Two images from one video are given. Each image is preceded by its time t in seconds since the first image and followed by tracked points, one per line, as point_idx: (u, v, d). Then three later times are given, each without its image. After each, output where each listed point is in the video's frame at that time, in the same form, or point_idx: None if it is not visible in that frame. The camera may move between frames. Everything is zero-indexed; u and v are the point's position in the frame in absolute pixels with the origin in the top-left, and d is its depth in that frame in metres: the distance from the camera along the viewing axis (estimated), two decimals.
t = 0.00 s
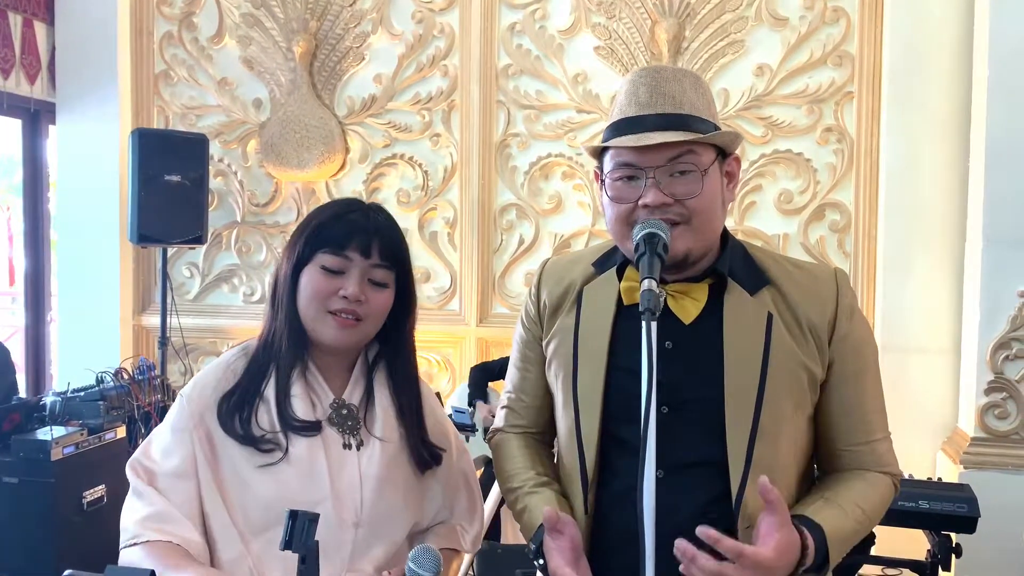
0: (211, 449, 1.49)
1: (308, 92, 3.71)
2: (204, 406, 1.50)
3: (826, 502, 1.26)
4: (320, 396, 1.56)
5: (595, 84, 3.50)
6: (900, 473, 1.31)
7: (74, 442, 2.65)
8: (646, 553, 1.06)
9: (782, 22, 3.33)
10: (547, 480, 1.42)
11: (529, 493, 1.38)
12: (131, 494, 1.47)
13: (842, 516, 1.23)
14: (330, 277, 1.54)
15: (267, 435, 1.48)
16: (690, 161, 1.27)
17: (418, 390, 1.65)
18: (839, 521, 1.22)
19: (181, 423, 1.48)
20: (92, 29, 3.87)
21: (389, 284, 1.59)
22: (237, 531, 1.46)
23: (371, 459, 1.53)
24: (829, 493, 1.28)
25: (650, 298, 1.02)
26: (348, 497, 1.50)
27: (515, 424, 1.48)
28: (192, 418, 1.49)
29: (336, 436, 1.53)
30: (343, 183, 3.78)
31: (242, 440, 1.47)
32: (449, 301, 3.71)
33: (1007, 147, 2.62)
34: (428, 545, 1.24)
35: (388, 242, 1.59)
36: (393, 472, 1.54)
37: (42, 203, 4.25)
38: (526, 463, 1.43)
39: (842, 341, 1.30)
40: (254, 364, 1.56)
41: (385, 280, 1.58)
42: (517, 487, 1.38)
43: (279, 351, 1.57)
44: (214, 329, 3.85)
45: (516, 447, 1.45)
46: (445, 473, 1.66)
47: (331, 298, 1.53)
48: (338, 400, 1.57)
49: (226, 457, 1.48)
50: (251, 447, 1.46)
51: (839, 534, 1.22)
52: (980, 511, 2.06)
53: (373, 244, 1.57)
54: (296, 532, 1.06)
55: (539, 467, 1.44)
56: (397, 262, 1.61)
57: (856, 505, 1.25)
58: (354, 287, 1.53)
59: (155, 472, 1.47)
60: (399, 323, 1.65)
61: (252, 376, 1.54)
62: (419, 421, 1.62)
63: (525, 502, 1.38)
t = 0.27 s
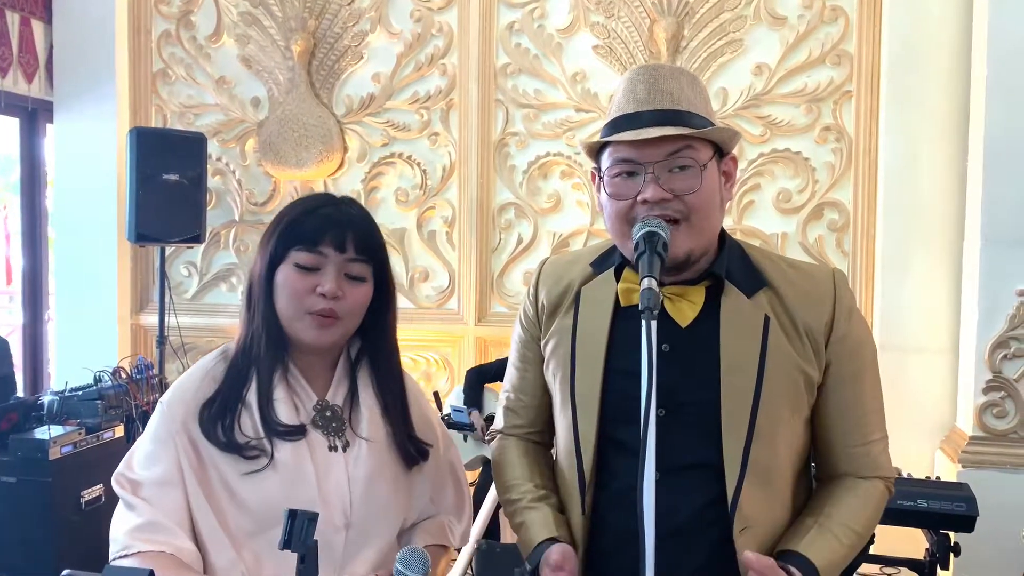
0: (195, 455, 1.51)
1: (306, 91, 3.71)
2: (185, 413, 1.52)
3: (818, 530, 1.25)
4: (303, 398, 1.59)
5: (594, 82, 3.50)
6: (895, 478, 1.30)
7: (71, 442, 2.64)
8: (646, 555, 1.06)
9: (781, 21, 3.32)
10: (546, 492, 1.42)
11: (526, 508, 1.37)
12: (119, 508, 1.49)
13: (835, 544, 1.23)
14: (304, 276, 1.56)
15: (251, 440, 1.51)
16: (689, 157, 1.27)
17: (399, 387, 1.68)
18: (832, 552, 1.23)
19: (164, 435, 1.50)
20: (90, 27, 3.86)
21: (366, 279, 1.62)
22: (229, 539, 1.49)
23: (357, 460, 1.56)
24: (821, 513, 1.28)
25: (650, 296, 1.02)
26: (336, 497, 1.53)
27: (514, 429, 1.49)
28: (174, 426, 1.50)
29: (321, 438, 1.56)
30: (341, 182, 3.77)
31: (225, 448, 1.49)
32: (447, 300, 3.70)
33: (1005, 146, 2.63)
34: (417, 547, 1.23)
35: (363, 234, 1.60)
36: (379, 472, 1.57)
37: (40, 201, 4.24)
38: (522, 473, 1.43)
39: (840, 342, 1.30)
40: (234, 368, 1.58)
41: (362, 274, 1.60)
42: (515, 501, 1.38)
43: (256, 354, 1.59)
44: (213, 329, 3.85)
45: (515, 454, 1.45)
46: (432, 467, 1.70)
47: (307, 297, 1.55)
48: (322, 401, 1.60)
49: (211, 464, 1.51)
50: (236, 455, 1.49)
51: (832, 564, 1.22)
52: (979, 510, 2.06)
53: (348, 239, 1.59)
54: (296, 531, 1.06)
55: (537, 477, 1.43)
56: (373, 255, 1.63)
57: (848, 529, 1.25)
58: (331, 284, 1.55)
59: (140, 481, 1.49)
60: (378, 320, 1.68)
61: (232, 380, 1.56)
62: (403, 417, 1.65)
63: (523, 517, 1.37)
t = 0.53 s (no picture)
0: (178, 468, 1.51)
1: (304, 90, 3.71)
2: (164, 426, 1.52)
3: (814, 547, 1.25)
4: (282, 400, 1.58)
5: (592, 81, 3.49)
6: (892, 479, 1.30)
7: (69, 441, 2.64)
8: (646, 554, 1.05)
9: (779, 20, 3.32)
10: (540, 504, 1.42)
11: (520, 522, 1.38)
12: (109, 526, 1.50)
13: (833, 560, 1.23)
14: (261, 279, 1.56)
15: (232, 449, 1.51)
16: (686, 160, 1.27)
17: (377, 383, 1.67)
18: (829, 569, 1.22)
19: (144, 451, 1.50)
20: (88, 26, 3.86)
21: (326, 270, 1.61)
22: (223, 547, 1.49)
23: (341, 459, 1.55)
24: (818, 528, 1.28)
25: (648, 296, 1.02)
26: (322, 497, 1.52)
27: (513, 430, 1.48)
28: (153, 441, 1.51)
29: (303, 439, 1.55)
30: (340, 181, 3.77)
31: (206, 460, 1.49)
32: (446, 299, 3.70)
33: (1003, 145, 2.63)
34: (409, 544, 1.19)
35: (311, 229, 1.59)
36: (365, 468, 1.56)
37: (37, 201, 4.23)
38: (520, 482, 1.43)
39: (834, 340, 1.30)
40: (207, 377, 1.58)
41: (319, 266, 1.59)
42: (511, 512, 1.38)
43: (227, 361, 1.59)
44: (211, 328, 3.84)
45: (513, 462, 1.45)
46: (424, 457, 1.70)
47: (266, 299, 1.55)
48: (301, 402, 1.59)
49: (195, 475, 1.51)
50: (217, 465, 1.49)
51: None
52: (976, 509, 2.06)
53: (295, 235, 1.58)
54: (292, 531, 1.06)
55: (533, 488, 1.43)
56: (330, 246, 1.62)
57: (843, 541, 1.24)
58: (287, 283, 1.55)
59: (126, 497, 1.48)
60: (347, 316, 1.67)
61: (207, 389, 1.56)
62: (385, 411, 1.65)
63: (517, 530, 1.38)
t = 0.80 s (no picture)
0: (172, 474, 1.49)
1: (302, 89, 3.70)
2: (154, 433, 1.51)
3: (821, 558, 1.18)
4: (272, 402, 1.57)
5: (590, 80, 3.49)
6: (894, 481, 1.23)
7: (67, 440, 2.64)
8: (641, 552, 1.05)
9: (777, 19, 3.32)
10: (538, 511, 1.43)
11: (517, 527, 1.39)
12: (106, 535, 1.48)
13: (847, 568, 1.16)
14: (230, 287, 1.55)
15: (225, 453, 1.50)
16: (675, 153, 1.28)
17: (364, 381, 1.67)
18: None
19: (136, 461, 1.49)
20: (85, 25, 3.85)
21: (297, 267, 1.60)
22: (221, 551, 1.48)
23: (335, 457, 1.55)
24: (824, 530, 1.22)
25: (644, 293, 1.02)
26: (316, 496, 1.52)
27: (519, 431, 1.50)
28: (143, 448, 1.49)
29: (296, 440, 1.54)
30: (337, 180, 3.77)
31: (199, 468, 1.48)
32: (444, 298, 3.70)
33: (1001, 144, 2.63)
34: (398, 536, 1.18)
35: (268, 229, 1.57)
36: (359, 465, 1.56)
37: (35, 200, 4.22)
38: (523, 485, 1.45)
39: (823, 326, 1.28)
40: (193, 382, 1.57)
41: (286, 261, 1.58)
42: (510, 516, 1.39)
43: (212, 366, 1.58)
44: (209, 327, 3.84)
45: (518, 465, 1.47)
46: (420, 450, 1.69)
47: (238, 306, 1.53)
48: (291, 403, 1.58)
49: (189, 480, 1.49)
50: (209, 473, 1.47)
51: None
52: (973, 508, 2.07)
53: (251, 237, 1.56)
54: (288, 530, 1.05)
55: (534, 494, 1.45)
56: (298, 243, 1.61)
57: (854, 547, 1.17)
58: (258, 286, 1.53)
59: (120, 504, 1.47)
60: (328, 314, 1.66)
61: (194, 395, 1.55)
62: (374, 407, 1.64)
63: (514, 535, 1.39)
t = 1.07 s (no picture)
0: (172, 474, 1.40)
1: (300, 87, 3.70)
2: (152, 432, 1.42)
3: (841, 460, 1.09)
4: (275, 401, 1.49)
5: (588, 79, 3.48)
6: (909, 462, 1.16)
7: (64, 439, 2.64)
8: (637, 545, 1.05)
9: (775, 17, 3.32)
10: (539, 504, 1.42)
11: (518, 520, 1.39)
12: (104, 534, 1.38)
13: (866, 470, 1.06)
14: (229, 290, 1.47)
15: (226, 453, 1.40)
16: (669, 135, 1.28)
17: (368, 379, 1.59)
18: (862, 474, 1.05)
19: (136, 461, 1.39)
20: (82, 23, 3.84)
21: (296, 265, 1.52)
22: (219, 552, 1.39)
23: (339, 457, 1.46)
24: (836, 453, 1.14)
25: (641, 292, 1.02)
26: (319, 498, 1.43)
27: (523, 428, 1.50)
28: (142, 448, 1.40)
29: (299, 439, 1.45)
30: (335, 179, 3.77)
31: (198, 469, 1.38)
32: (442, 297, 3.70)
33: (999, 143, 2.64)
34: (404, 540, 1.18)
35: (264, 228, 1.48)
36: (363, 464, 1.47)
37: (32, 199, 4.22)
38: (525, 480, 1.45)
39: (820, 308, 1.24)
40: (193, 381, 1.48)
41: (286, 262, 1.50)
42: (511, 510, 1.39)
43: (213, 364, 1.49)
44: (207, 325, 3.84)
45: (523, 460, 1.46)
46: (424, 452, 1.60)
47: (239, 309, 1.45)
48: (295, 402, 1.50)
49: (188, 481, 1.40)
50: (210, 474, 1.37)
51: (860, 483, 1.03)
52: (971, 506, 2.07)
53: (247, 238, 1.47)
54: (284, 528, 1.05)
55: (537, 488, 1.45)
56: (296, 240, 1.52)
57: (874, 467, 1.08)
58: (256, 288, 1.45)
59: (119, 502, 1.38)
60: (330, 311, 1.58)
61: (194, 394, 1.46)
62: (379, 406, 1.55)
63: (515, 527, 1.39)
